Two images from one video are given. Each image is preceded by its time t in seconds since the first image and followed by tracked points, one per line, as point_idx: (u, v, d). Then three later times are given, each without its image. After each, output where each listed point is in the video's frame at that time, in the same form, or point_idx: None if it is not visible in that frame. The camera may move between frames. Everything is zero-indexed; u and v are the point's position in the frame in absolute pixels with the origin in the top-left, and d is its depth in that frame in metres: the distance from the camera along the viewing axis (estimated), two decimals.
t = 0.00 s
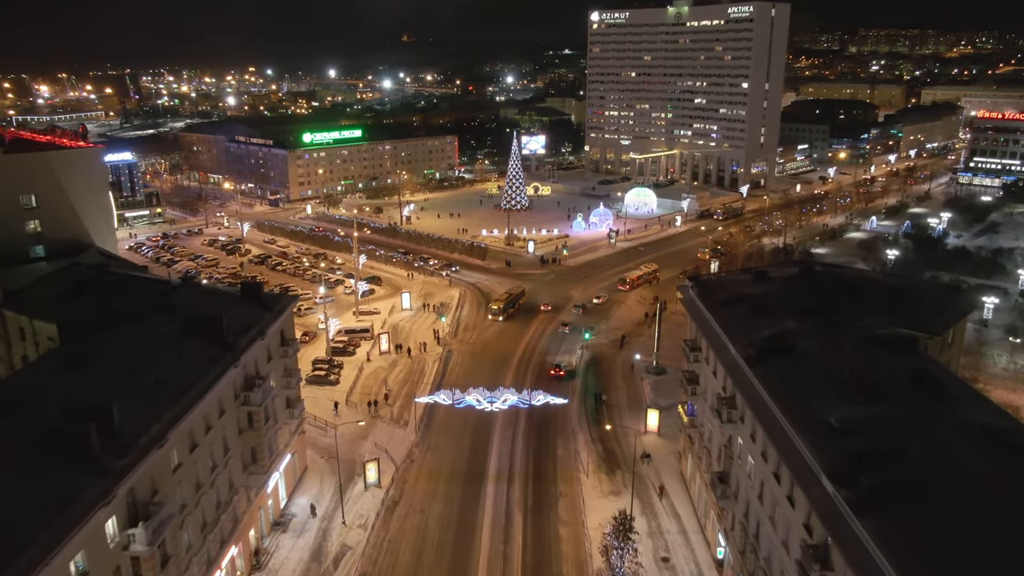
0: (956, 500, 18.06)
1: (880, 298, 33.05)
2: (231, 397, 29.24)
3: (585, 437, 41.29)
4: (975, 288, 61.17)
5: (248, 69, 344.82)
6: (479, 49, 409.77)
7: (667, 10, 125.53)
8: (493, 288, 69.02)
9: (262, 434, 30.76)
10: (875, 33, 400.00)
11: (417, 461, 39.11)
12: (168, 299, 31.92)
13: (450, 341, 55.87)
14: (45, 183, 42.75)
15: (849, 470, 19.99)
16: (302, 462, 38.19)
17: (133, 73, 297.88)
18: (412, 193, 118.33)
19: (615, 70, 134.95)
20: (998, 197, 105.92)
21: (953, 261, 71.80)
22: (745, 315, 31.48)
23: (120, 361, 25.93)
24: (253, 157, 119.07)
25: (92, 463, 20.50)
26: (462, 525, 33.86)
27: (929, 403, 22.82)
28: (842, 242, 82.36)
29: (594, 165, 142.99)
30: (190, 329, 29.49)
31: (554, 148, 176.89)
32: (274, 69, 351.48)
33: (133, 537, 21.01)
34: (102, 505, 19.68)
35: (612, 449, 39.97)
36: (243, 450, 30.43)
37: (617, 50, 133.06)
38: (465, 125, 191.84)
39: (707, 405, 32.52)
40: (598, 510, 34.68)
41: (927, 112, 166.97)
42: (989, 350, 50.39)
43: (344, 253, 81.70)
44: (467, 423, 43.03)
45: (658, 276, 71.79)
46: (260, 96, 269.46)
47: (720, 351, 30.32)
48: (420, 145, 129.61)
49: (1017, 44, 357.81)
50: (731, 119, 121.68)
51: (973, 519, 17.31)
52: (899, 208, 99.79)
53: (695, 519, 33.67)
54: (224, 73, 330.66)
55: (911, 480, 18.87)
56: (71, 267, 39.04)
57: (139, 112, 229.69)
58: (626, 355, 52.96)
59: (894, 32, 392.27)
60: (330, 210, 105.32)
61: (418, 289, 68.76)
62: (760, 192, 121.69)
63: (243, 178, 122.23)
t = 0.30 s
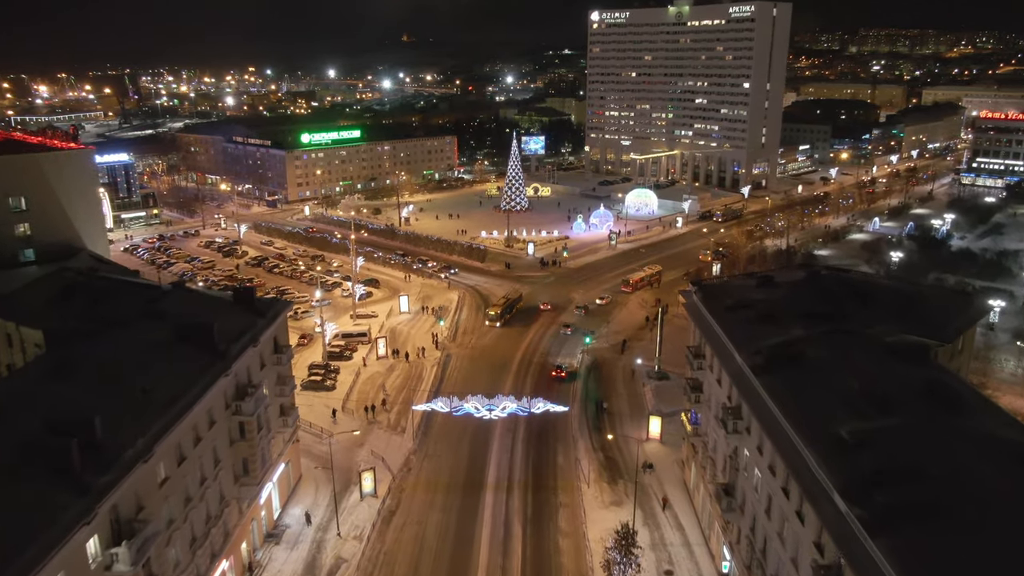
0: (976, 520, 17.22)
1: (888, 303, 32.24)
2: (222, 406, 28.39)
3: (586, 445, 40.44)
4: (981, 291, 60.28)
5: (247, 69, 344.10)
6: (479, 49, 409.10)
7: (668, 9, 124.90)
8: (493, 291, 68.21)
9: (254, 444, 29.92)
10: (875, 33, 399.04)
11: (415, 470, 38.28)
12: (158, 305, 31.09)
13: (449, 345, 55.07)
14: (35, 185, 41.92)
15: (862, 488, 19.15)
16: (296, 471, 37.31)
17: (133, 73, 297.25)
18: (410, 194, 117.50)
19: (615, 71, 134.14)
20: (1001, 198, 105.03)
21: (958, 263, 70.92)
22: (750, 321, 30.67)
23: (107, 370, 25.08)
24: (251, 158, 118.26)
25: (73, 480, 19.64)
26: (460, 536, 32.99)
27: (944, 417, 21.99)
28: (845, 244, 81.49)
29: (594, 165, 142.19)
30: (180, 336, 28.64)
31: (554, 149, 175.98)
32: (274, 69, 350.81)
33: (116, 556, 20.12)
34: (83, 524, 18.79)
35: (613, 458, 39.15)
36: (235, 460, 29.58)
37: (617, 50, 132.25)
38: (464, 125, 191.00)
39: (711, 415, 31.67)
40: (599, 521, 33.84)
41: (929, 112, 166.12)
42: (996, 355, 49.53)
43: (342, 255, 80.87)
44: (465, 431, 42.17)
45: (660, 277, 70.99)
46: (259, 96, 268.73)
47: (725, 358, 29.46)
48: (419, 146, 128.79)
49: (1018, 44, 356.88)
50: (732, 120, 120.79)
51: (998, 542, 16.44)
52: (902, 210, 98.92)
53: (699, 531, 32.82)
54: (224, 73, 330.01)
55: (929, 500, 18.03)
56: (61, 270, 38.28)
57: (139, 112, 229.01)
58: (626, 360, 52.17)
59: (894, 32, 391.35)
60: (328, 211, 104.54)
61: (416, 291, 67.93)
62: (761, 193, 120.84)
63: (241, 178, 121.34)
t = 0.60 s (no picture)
0: (999, 543, 16.38)
1: (897, 309, 31.39)
2: (211, 417, 27.53)
3: (586, 453, 39.60)
4: (988, 295, 59.38)
5: (246, 69, 343.28)
6: (479, 49, 408.33)
7: (668, 9, 124.14)
8: (492, 294, 67.33)
9: (246, 456, 29.08)
10: (875, 33, 398.29)
11: (412, 479, 37.44)
12: (147, 313, 30.23)
13: (447, 349, 54.21)
14: (24, 187, 41.13)
15: (878, 508, 18.30)
16: (291, 481, 36.45)
17: (132, 73, 296.44)
18: (409, 195, 116.64)
19: (615, 71, 133.27)
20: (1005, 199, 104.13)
21: (962, 266, 70.01)
22: (757, 329, 29.83)
23: (91, 382, 24.21)
24: (248, 159, 117.34)
25: (53, 499, 18.76)
26: (458, 549, 32.11)
27: (960, 430, 21.17)
28: (848, 246, 80.66)
29: (594, 166, 141.30)
30: (169, 345, 27.80)
31: (554, 149, 175.09)
32: (273, 69, 350.08)
33: None
34: (61, 547, 17.90)
35: (615, 466, 38.34)
36: (226, 472, 28.73)
37: (617, 50, 131.38)
38: (464, 126, 190.06)
39: (716, 424, 30.86)
40: (601, 533, 32.97)
41: (931, 112, 165.29)
42: (1004, 360, 48.65)
43: (339, 257, 80.06)
44: (463, 439, 41.28)
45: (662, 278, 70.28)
46: (258, 96, 267.82)
47: (730, 368, 28.63)
48: (418, 146, 127.97)
49: (1018, 44, 355.84)
50: (733, 120, 119.91)
51: None
52: (905, 211, 98.07)
53: (703, 543, 31.98)
54: (223, 73, 329.27)
55: (950, 522, 17.17)
56: (51, 273, 37.36)
57: (137, 112, 228.19)
58: (628, 365, 51.34)
59: (894, 32, 390.57)
60: (326, 213, 103.67)
61: (414, 294, 67.07)
62: (762, 194, 120.02)
63: (238, 179, 120.46)
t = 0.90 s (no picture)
0: None
1: (909, 317, 30.44)
2: (200, 428, 26.64)
3: (587, 462, 38.71)
4: (994, 298, 58.55)
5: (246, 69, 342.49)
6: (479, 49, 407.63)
7: (669, 9, 123.35)
8: (491, 296, 66.52)
9: (237, 468, 28.21)
10: (876, 33, 397.73)
11: (409, 489, 36.57)
12: (135, 321, 29.34)
13: (445, 354, 53.33)
14: (11, 190, 40.37)
15: (894, 530, 17.44)
16: (285, 491, 35.55)
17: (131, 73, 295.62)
18: (408, 197, 115.81)
19: (616, 71, 132.44)
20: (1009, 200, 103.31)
21: (968, 268, 69.13)
22: (764, 337, 28.98)
23: (73, 394, 23.31)
24: (246, 159, 116.44)
25: (30, 520, 17.88)
26: (455, 562, 31.22)
27: (980, 445, 20.32)
28: (851, 247, 79.84)
29: (595, 167, 140.41)
30: (157, 354, 26.93)
31: (554, 150, 174.30)
32: (273, 70, 349.40)
33: None
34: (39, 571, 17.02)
35: (617, 475, 37.48)
36: (216, 484, 27.85)
37: (618, 50, 130.53)
38: (463, 126, 189.21)
39: (721, 434, 30.00)
40: (602, 546, 32.06)
41: (933, 113, 164.48)
42: (1013, 365, 47.78)
43: (337, 259, 79.30)
44: (462, 448, 40.37)
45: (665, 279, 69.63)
46: (258, 96, 267.04)
47: (736, 377, 27.76)
48: (418, 147, 127.21)
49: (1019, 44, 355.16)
50: (734, 121, 119.04)
51: None
52: (908, 212, 97.22)
53: (708, 556, 31.12)
54: (223, 72, 328.56)
55: (972, 547, 16.33)
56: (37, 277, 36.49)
57: (136, 112, 227.43)
58: (630, 370, 50.49)
59: (894, 32, 390.18)
60: (324, 214, 102.86)
61: (412, 297, 66.19)
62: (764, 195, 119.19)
63: (236, 180, 119.56)
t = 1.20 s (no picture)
0: None
1: (920, 324, 29.56)
2: (189, 441, 25.78)
3: (588, 472, 37.81)
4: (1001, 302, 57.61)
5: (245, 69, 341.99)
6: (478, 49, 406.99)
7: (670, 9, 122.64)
8: (490, 300, 65.71)
9: (227, 481, 27.35)
10: (876, 33, 396.95)
11: (406, 499, 35.70)
12: (123, 329, 28.51)
13: (444, 359, 52.48)
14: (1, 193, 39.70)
15: (913, 554, 16.59)
16: (278, 502, 34.66)
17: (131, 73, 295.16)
18: (406, 198, 114.92)
19: (616, 71, 131.65)
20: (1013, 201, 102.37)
21: (973, 271, 68.16)
22: (771, 346, 28.12)
23: (57, 407, 22.46)
24: (244, 160, 115.54)
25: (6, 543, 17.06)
26: None
27: (996, 462, 19.51)
28: (854, 250, 78.92)
29: (595, 167, 139.47)
30: (145, 364, 26.10)
31: (554, 151, 173.45)
32: (273, 71, 348.92)
33: None
34: None
35: (618, 486, 36.61)
36: (206, 498, 26.98)
37: (618, 50, 129.76)
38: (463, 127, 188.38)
39: (726, 445, 29.13)
40: (604, 560, 31.17)
41: (935, 113, 163.52)
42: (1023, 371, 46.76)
43: (335, 262, 78.59)
44: (460, 458, 39.43)
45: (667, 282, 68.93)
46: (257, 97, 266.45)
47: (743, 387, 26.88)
48: (417, 148, 126.44)
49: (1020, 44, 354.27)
50: (735, 121, 118.21)
51: None
52: (911, 214, 96.26)
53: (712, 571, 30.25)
54: (223, 73, 328.01)
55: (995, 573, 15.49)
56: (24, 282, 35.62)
57: (135, 112, 226.70)
58: (631, 375, 49.65)
59: (894, 32, 389.48)
60: (322, 215, 101.96)
61: (410, 301, 65.35)
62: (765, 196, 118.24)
63: (234, 182, 118.64)
